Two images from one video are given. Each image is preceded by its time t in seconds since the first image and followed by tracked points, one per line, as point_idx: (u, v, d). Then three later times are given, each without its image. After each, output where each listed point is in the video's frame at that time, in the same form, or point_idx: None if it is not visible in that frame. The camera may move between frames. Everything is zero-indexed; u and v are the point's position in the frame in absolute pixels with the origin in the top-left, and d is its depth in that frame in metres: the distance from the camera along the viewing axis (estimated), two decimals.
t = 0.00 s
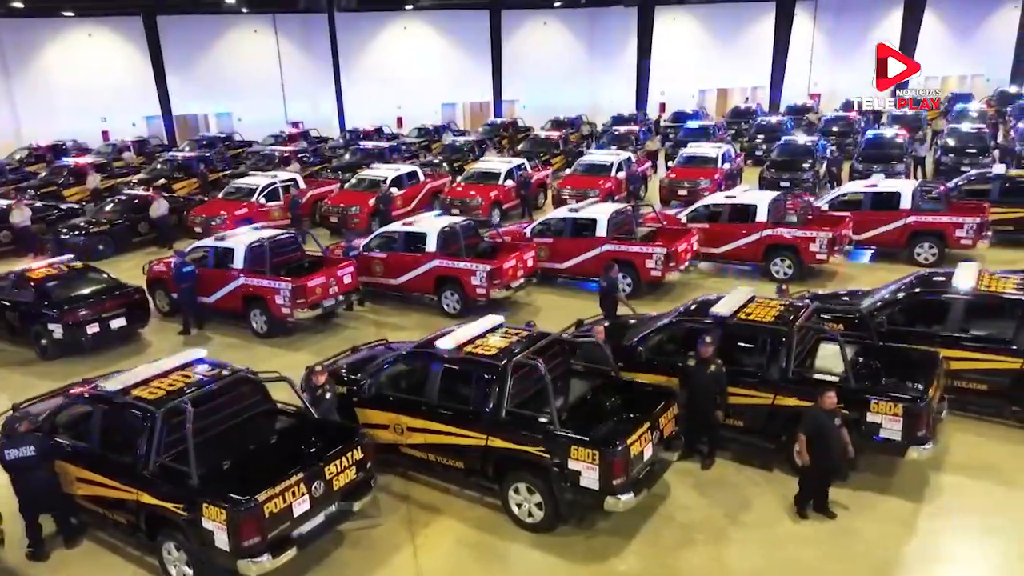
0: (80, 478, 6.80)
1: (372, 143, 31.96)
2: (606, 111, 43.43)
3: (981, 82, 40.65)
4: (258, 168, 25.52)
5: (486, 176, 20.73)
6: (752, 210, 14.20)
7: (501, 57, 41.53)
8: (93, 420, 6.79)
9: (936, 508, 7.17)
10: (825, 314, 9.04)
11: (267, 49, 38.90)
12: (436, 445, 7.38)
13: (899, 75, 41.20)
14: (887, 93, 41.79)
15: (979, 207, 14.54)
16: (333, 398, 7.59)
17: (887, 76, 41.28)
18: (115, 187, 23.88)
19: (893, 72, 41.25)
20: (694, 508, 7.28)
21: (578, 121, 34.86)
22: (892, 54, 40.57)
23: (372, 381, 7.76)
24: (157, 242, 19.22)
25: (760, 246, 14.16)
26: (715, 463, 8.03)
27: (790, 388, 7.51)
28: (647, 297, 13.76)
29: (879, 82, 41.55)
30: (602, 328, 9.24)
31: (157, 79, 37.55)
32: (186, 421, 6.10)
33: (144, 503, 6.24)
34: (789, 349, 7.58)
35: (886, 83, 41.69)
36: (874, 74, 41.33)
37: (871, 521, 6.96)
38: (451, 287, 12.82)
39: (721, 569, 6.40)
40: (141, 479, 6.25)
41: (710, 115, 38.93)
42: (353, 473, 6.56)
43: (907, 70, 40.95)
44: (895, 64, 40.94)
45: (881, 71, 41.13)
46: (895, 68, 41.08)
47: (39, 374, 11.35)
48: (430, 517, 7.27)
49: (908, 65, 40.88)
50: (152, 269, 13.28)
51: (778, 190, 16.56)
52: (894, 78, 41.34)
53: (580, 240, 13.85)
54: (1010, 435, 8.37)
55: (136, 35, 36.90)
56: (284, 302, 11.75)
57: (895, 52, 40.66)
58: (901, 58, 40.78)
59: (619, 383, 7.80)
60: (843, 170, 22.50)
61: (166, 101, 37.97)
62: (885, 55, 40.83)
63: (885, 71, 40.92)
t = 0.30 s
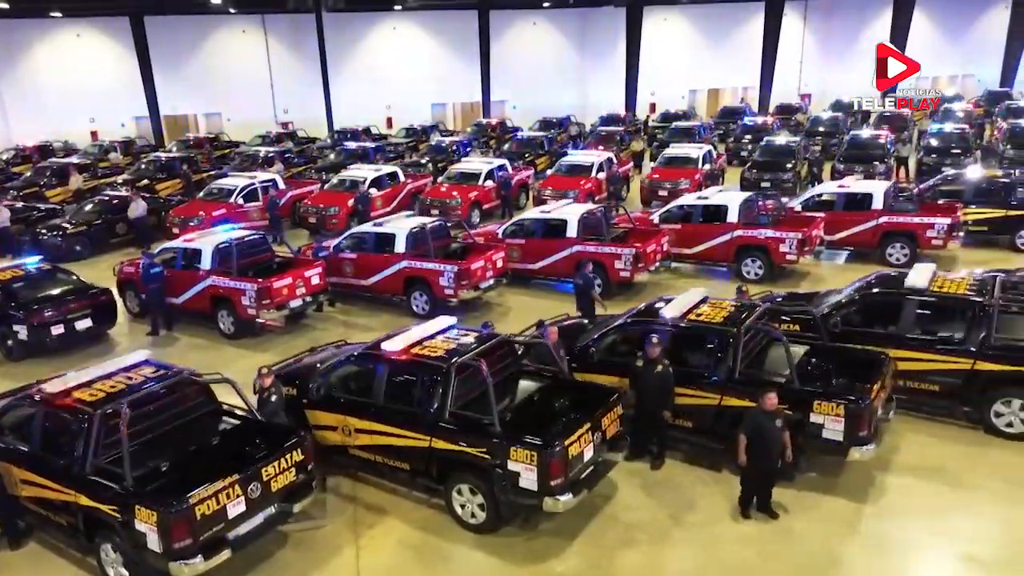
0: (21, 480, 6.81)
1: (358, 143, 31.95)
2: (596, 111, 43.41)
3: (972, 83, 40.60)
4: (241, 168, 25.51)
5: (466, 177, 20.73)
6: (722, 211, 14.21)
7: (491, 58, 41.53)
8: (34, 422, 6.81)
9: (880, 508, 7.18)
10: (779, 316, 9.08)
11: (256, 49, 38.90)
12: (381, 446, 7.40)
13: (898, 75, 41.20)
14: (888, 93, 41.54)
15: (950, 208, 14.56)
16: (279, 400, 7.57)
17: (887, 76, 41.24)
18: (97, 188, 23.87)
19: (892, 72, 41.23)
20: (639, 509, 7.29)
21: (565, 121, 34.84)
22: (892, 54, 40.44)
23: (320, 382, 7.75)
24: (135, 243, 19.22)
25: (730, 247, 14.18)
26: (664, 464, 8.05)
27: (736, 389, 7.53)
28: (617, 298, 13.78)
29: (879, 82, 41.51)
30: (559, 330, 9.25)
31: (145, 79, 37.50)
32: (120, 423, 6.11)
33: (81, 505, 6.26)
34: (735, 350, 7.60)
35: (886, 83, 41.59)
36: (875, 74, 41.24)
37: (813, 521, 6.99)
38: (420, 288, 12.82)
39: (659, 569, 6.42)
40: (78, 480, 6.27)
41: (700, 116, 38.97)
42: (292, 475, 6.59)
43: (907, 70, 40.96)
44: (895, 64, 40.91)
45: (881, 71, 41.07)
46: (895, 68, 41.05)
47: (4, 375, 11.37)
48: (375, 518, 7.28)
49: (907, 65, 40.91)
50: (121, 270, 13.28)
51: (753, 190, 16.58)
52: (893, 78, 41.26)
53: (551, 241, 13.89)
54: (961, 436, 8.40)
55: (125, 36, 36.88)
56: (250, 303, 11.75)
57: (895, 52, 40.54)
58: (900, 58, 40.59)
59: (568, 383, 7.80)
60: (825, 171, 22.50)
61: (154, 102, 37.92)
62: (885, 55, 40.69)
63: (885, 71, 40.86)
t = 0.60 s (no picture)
0: None
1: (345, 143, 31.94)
2: (586, 111, 43.38)
3: (963, 83, 40.56)
4: (224, 169, 25.50)
5: (445, 177, 20.73)
6: (693, 211, 14.22)
7: (481, 58, 41.50)
8: None
9: (823, 508, 7.21)
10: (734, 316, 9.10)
11: (245, 50, 38.87)
12: (326, 448, 7.40)
13: (898, 74, 41.09)
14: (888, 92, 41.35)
15: (921, 208, 14.61)
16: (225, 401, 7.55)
17: (887, 76, 41.07)
18: (79, 189, 23.88)
19: (893, 72, 41.09)
20: (583, 510, 7.31)
21: (553, 121, 34.84)
22: (892, 54, 40.15)
23: (268, 384, 7.75)
24: (114, 244, 19.22)
25: (701, 248, 14.21)
26: (614, 464, 8.07)
27: (682, 390, 7.54)
28: (586, 299, 13.79)
29: (879, 81, 41.34)
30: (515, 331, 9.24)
31: (133, 80, 37.45)
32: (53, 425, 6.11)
33: (18, 506, 6.27)
34: (681, 352, 7.62)
35: (886, 83, 41.41)
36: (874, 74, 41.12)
37: (754, 522, 7.01)
38: (388, 288, 12.83)
39: (596, 570, 6.43)
40: (15, 482, 6.29)
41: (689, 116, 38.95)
42: (231, 477, 6.58)
43: (908, 70, 40.91)
44: (896, 64, 40.76)
45: (881, 71, 40.91)
46: (895, 68, 40.94)
47: None
48: (320, 519, 7.30)
49: (907, 65, 40.78)
50: (90, 271, 13.27)
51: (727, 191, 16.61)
52: (894, 78, 41.11)
53: (521, 241, 13.91)
54: (911, 436, 8.43)
55: (113, 37, 36.84)
56: (215, 303, 11.77)
57: (894, 51, 40.26)
58: (901, 58, 40.62)
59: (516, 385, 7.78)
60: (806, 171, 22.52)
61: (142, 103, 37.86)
62: (886, 55, 40.39)
63: (885, 71, 40.71)
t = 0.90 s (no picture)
0: None
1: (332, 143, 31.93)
2: (575, 111, 43.40)
3: (953, 83, 40.56)
4: (207, 170, 25.49)
5: (425, 178, 20.74)
6: (664, 213, 14.23)
7: (471, 59, 41.50)
8: None
9: (764, 510, 7.23)
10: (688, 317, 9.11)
11: (234, 51, 38.86)
12: (271, 451, 7.39)
13: (899, 74, 41.18)
14: (887, 92, 41.48)
15: (892, 209, 14.66)
16: (169, 405, 7.53)
17: (887, 76, 41.18)
18: (61, 191, 23.87)
19: (893, 72, 41.20)
20: (527, 512, 7.32)
21: (541, 122, 34.85)
22: (892, 54, 40.46)
23: (214, 388, 7.73)
24: (91, 246, 19.21)
25: (671, 250, 14.23)
26: (563, 466, 8.09)
27: (628, 392, 7.55)
28: (555, 300, 13.79)
29: (879, 81, 41.37)
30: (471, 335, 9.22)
31: (120, 81, 37.37)
32: None
33: None
34: (627, 354, 7.62)
35: (886, 83, 41.47)
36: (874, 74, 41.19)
37: (694, 523, 7.03)
38: (356, 290, 12.83)
39: (532, 572, 6.45)
40: None
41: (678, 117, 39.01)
42: (168, 481, 6.59)
43: (907, 70, 40.99)
44: (896, 63, 40.91)
45: (881, 71, 40.93)
46: (895, 68, 41.03)
47: None
48: (264, 522, 7.30)
49: (907, 65, 40.89)
50: (58, 274, 13.28)
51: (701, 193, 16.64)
52: (894, 78, 41.22)
53: (491, 243, 13.93)
54: (861, 437, 8.45)
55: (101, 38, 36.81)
56: (179, 305, 11.76)
57: (895, 51, 40.40)
58: (900, 58, 40.69)
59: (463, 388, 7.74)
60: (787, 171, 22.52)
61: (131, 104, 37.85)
62: (886, 55, 40.57)
63: (886, 71, 40.68)
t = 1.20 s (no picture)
0: None
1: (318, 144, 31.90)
2: (565, 112, 43.39)
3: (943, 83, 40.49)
4: (190, 171, 25.48)
5: (404, 179, 20.74)
6: (634, 214, 14.25)
7: (461, 59, 41.50)
8: None
9: (706, 511, 7.27)
10: (641, 319, 9.12)
11: (223, 52, 38.86)
12: (216, 454, 7.40)
13: (899, 75, 40.88)
14: (887, 93, 41.10)
15: (864, 211, 14.65)
16: (115, 407, 7.54)
17: (887, 76, 40.95)
18: (43, 193, 23.86)
19: (893, 72, 40.99)
20: (471, 514, 7.35)
21: (529, 123, 34.87)
22: (893, 53, 40.39)
23: (162, 391, 7.74)
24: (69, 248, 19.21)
25: (642, 251, 14.25)
26: (512, 468, 8.12)
27: (573, 394, 7.58)
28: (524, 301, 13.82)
29: (879, 82, 41.16)
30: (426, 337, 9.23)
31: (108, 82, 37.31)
32: None
33: None
34: (573, 357, 7.66)
35: (885, 83, 41.15)
36: (875, 74, 40.91)
37: (634, 524, 7.07)
38: (324, 292, 12.84)
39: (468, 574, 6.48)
40: None
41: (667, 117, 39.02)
42: (106, 483, 6.60)
43: (907, 70, 40.67)
44: (896, 63, 40.72)
45: (881, 71, 40.73)
46: (895, 68, 40.84)
47: None
48: (208, 525, 7.32)
49: (907, 65, 40.57)
50: (28, 275, 13.28)
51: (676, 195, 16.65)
52: (894, 78, 40.93)
53: (461, 244, 13.94)
54: (810, 438, 8.49)
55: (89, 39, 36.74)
56: (145, 307, 11.78)
57: (895, 51, 40.44)
58: (900, 58, 40.32)
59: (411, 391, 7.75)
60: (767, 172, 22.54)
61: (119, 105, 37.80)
62: (886, 55, 40.59)
63: (886, 71, 40.51)
